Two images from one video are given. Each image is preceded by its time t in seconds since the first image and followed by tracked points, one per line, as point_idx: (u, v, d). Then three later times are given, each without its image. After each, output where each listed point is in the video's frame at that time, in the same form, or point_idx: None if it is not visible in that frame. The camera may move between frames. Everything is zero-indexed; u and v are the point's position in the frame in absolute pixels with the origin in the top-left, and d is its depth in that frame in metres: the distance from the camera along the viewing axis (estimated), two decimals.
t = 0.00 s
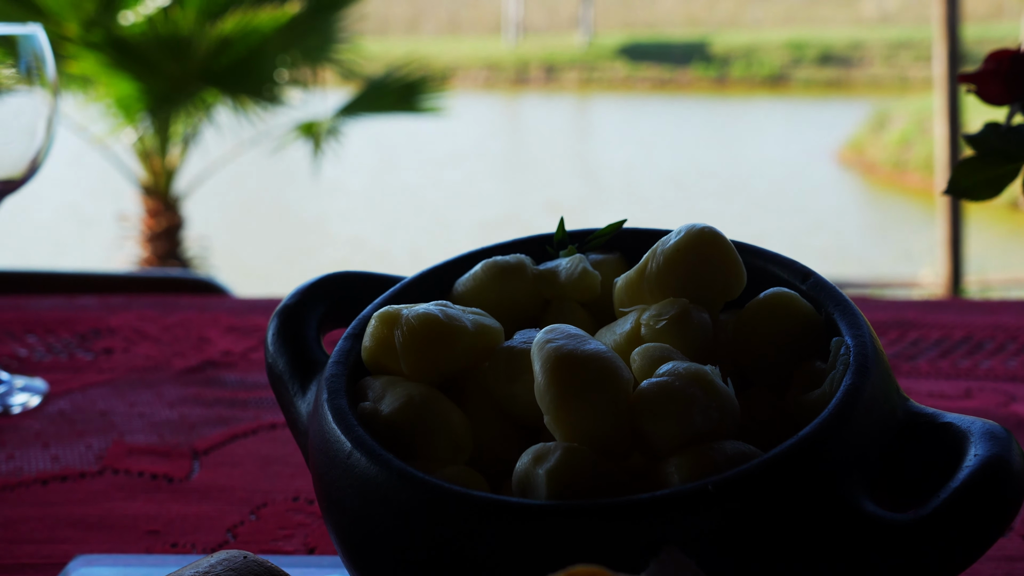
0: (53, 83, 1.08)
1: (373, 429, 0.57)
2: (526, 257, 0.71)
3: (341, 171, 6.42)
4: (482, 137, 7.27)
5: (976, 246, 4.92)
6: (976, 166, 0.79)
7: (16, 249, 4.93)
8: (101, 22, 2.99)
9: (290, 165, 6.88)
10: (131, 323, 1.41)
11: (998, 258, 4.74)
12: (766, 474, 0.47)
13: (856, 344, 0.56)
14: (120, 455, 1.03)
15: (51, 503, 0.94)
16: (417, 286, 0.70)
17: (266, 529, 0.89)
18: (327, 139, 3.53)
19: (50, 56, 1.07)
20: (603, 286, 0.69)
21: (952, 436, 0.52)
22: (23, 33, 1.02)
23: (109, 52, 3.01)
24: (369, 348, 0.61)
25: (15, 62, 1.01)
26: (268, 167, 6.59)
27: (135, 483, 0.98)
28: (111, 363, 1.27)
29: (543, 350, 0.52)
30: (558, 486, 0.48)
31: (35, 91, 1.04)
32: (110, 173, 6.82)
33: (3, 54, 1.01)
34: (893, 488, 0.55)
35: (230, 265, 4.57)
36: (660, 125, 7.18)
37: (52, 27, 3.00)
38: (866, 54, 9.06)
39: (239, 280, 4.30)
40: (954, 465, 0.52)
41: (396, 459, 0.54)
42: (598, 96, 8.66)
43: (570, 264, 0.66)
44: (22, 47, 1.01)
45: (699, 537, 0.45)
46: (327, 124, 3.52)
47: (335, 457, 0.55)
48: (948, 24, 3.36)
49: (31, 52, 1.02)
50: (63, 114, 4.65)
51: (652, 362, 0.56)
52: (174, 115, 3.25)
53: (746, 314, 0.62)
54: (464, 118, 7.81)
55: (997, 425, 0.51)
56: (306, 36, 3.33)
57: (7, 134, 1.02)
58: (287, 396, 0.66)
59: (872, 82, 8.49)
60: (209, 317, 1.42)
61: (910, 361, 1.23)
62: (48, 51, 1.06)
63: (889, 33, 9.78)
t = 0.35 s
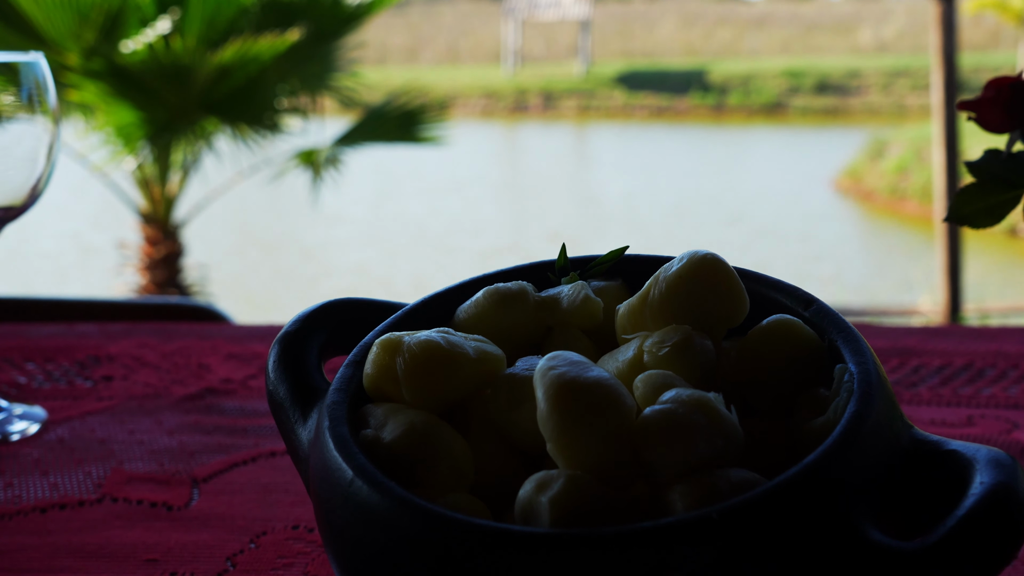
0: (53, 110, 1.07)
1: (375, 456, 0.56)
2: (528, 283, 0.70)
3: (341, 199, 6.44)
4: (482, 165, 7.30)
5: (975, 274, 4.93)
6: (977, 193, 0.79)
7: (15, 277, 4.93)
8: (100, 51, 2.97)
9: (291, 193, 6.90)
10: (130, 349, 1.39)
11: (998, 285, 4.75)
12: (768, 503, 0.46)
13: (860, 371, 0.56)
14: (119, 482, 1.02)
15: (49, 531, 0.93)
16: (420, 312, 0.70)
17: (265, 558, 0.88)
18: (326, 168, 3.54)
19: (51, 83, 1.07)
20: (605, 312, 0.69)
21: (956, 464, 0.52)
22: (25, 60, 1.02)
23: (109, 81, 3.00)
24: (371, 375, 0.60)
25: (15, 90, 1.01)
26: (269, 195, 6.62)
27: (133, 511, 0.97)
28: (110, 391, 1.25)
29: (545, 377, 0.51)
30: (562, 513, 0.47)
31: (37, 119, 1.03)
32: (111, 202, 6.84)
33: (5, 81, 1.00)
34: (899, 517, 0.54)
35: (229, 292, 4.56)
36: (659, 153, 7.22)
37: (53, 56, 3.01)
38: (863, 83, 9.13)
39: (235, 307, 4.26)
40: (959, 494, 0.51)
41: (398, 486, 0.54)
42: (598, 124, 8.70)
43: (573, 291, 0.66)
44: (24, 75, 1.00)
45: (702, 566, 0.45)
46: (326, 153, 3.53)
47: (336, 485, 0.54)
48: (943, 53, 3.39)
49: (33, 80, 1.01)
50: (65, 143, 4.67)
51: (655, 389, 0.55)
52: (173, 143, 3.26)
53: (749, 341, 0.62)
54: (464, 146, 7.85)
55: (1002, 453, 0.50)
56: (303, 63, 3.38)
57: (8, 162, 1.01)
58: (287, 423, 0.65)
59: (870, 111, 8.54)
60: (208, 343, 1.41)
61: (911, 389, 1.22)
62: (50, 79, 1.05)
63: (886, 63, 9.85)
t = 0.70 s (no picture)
0: (54, 138, 0.98)
1: (376, 482, 0.53)
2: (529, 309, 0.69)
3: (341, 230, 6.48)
4: (482, 195, 7.34)
5: (972, 305, 4.95)
6: (976, 221, 0.79)
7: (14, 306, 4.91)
8: (102, 82, 2.97)
9: (291, 224, 6.93)
10: (130, 378, 1.33)
11: (997, 315, 4.76)
12: (768, 527, 0.45)
13: (862, 397, 0.55)
14: (118, 511, 0.95)
15: (47, 560, 0.87)
16: (423, 338, 0.69)
17: None
18: (326, 199, 3.55)
19: (53, 109, 0.97)
20: (607, 338, 0.68)
21: (958, 488, 0.51)
22: (28, 88, 0.93)
23: (110, 112, 3.00)
24: (373, 401, 0.58)
25: (18, 119, 0.92)
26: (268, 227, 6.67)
27: (133, 540, 0.90)
28: (110, 419, 1.20)
29: (546, 404, 0.49)
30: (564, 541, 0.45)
31: (41, 150, 0.94)
32: (110, 233, 6.84)
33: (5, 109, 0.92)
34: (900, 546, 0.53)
35: (228, 321, 4.55)
36: (658, 184, 7.25)
37: (54, 87, 3.03)
38: (860, 114, 9.21)
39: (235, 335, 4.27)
40: (962, 520, 0.50)
41: (400, 511, 0.51)
42: (597, 155, 8.74)
43: (575, 316, 0.64)
44: (25, 103, 0.92)
45: None
46: (326, 184, 3.55)
47: (337, 512, 0.51)
48: (941, 84, 3.42)
49: (34, 108, 0.93)
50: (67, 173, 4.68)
51: (657, 415, 0.52)
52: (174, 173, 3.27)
53: (754, 367, 0.59)
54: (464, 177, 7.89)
55: (1005, 477, 0.49)
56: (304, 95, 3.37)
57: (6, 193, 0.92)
58: (289, 450, 0.63)
59: (868, 142, 8.60)
60: (208, 371, 1.36)
61: (913, 417, 1.22)
62: (52, 106, 0.96)
63: (882, 95, 9.95)
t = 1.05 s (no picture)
0: (56, 164, 0.97)
1: (376, 505, 0.53)
2: (529, 332, 0.69)
3: (342, 255, 6.50)
4: (483, 220, 7.36)
5: (973, 330, 4.95)
6: (977, 245, 0.78)
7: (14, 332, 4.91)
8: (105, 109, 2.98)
9: (292, 250, 6.95)
10: (130, 403, 1.33)
11: (998, 340, 4.76)
12: (768, 547, 0.44)
13: (861, 420, 0.55)
14: (117, 535, 0.95)
15: None
16: (421, 361, 0.69)
17: None
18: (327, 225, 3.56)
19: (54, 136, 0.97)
20: (607, 360, 0.68)
21: (959, 511, 0.50)
22: (30, 113, 0.93)
23: (113, 138, 3.01)
24: (372, 424, 0.57)
25: (20, 143, 0.91)
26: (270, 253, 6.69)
27: (131, 564, 0.90)
28: (110, 444, 1.19)
29: (546, 426, 0.48)
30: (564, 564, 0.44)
31: (42, 174, 0.93)
32: (112, 259, 6.87)
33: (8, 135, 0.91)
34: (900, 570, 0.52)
35: (229, 347, 4.55)
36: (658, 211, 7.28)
37: (58, 113, 3.06)
38: (860, 140, 9.27)
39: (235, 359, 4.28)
40: (963, 543, 0.49)
41: (399, 534, 0.51)
42: (598, 182, 8.78)
43: (574, 339, 0.64)
44: (28, 128, 0.91)
45: None
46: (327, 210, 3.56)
47: (336, 534, 0.51)
48: (942, 109, 3.45)
49: (37, 133, 0.92)
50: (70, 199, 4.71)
51: (658, 438, 0.52)
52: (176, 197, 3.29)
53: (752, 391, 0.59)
54: (465, 203, 7.93)
55: (1006, 500, 0.49)
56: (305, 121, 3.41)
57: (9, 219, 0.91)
58: (289, 474, 0.62)
59: (868, 168, 8.65)
60: (209, 397, 1.36)
61: (914, 441, 1.22)
62: (54, 133, 0.96)
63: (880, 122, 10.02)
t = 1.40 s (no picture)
0: (58, 189, 0.98)
1: (377, 526, 0.53)
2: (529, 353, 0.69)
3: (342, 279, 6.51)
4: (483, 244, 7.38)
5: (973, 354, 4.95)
6: (975, 267, 0.78)
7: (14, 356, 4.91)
8: (106, 135, 3.00)
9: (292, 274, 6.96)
10: (131, 426, 1.33)
11: (998, 364, 4.76)
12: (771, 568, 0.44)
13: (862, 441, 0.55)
14: (117, 558, 0.95)
15: None
16: (422, 382, 0.70)
17: None
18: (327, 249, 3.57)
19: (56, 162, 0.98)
20: (607, 382, 0.68)
21: (961, 532, 0.50)
22: (31, 136, 0.93)
23: (114, 162, 3.02)
24: (372, 445, 0.58)
25: (23, 167, 0.91)
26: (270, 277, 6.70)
27: None
28: (110, 467, 1.19)
29: (547, 447, 0.48)
30: None
31: (44, 198, 0.93)
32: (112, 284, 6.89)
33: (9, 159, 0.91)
34: None
35: (228, 371, 4.55)
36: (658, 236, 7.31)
37: (59, 137, 3.09)
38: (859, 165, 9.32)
39: (235, 382, 4.28)
40: (965, 563, 0.50)
41: (399, 555, 0.51)
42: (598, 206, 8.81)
43: (575, 361, 0.64)
44: (30, 150, 0.92)
45: None
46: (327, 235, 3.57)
47: (337, 555, 0.51)
48: (941, 135, 3.46)
49: (38, 156, 0.92)
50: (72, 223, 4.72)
51: (659, 458, 0.52)
52: (177, 221, 3.30)
53: (752, 412, 0.59)
54: (465, 228, 7.96)
55: (1007, 521, 0.49)
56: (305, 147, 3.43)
57: (11, 241, 0.91)
58: (290, 497, 0.62)
59: (867, 192, 8.68)
60: (209, 420, 1.36)
61: (914, 464, 1.22)
62: (56, 157, 0.97)
63: (879, 147, 10.08)
